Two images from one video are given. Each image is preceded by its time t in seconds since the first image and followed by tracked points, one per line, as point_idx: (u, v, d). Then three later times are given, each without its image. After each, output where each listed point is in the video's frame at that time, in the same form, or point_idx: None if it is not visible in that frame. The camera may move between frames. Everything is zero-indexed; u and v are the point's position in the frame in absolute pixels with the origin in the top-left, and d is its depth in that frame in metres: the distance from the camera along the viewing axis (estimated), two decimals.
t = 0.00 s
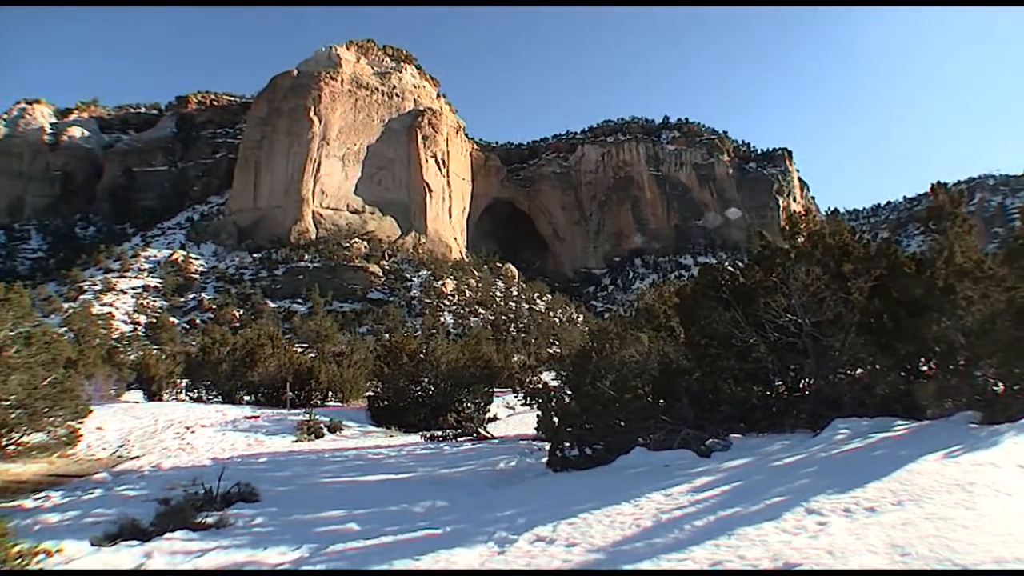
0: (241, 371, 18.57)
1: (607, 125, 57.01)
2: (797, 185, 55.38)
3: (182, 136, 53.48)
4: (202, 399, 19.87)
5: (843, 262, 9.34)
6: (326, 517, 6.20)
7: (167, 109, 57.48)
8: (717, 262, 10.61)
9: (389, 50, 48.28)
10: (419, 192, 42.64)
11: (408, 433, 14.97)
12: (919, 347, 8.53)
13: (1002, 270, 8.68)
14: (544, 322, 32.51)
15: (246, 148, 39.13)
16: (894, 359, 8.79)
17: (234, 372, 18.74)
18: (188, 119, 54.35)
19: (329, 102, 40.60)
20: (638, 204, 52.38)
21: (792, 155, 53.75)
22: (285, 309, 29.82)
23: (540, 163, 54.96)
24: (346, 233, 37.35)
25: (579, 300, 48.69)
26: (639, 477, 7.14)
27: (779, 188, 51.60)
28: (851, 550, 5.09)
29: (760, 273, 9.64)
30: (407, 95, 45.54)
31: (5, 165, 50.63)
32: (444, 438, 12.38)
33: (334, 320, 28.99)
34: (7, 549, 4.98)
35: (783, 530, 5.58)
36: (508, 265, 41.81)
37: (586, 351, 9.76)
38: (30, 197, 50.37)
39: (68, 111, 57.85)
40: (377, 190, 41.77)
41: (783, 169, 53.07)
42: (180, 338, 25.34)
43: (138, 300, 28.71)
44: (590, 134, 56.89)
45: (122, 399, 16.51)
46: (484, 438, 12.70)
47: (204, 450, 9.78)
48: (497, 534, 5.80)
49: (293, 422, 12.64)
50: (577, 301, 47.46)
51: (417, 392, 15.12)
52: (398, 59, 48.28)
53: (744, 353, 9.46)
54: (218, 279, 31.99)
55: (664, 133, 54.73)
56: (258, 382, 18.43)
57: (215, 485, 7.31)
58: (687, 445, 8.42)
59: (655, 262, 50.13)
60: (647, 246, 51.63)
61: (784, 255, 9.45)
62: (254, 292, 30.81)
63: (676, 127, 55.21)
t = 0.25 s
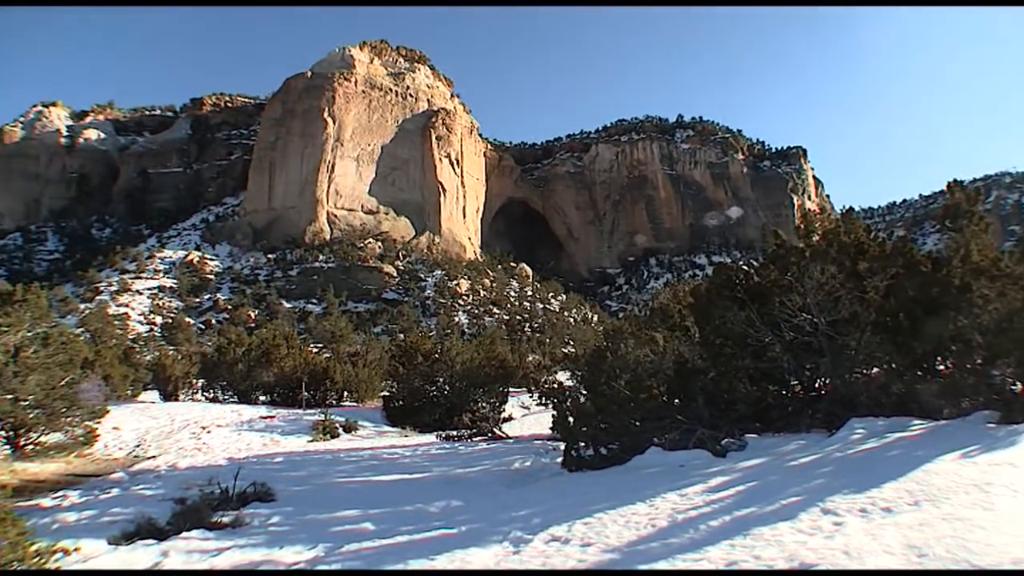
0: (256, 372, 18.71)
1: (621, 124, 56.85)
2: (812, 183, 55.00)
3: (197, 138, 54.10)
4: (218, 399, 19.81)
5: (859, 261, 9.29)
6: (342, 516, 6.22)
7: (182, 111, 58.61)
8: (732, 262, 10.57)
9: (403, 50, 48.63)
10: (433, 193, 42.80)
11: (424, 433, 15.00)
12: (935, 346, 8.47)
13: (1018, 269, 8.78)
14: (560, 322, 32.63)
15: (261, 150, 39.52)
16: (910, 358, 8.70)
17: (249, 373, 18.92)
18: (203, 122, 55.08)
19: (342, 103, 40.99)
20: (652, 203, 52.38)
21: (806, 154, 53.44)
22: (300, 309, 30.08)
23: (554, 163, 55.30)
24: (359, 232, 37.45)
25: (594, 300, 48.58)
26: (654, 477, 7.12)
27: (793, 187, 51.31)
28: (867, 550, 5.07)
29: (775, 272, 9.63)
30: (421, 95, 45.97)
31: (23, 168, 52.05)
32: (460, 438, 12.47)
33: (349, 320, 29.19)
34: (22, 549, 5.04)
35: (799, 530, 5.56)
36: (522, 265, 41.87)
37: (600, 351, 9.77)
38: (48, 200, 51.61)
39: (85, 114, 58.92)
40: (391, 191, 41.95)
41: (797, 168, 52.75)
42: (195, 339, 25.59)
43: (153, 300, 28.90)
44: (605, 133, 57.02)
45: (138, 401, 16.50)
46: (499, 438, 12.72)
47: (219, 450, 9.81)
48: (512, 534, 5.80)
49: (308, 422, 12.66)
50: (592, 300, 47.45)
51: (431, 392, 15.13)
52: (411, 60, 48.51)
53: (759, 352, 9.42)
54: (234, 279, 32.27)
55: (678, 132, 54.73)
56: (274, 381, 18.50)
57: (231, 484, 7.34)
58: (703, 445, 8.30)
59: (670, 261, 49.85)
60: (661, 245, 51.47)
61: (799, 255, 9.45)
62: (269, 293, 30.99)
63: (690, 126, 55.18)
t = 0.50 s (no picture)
0: (273, 372, 18.87)
1: (635, 123, 56.94)
2: (827, 181, 54.68)
3: (212, 139, 54.53)
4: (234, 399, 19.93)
5: (875, 260, 9.14)
6: (358, 516, 6.23)
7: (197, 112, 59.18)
8: (748, 261, 10.59)
9: (416, 51, 48.76)
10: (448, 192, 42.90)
11: (440, 432, 15.12)
12: (953, 345, 8.38)
13: None
14: (575, 321, 33.03)
15: (277, 151, 39.62)
16: (927, 356, 8.62)
17: (264, 374, 18.98)
18: (218, 123, 55.69)
19: (357, 104, 41.10)
20: (667, 203, 52.29)
21: (821, 152, 53.46)
22: (315, 309, 30.50)
23: (568, 162, 55.49)
24: (373, 233, 37.92)
25: (609, 300, 48.64)
26: (670, 476, 7.10)
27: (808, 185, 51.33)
28: (883, 551, 5.04)
29: (791, 271, 9.63)
30: (434, 95, 45.93)
31: (41, 171, 52.63)
32: (476, 438, 12.55)
33: (365, 320, 29.51)
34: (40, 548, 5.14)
35: (815, 530, 5.54)
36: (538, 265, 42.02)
37: (615, 351, 9.68)
38: (66, 201, 52.27)
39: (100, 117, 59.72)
40: (407, 191, 42.12)
41: (812, 167, 52.54)
42: (213, 339, 25.98)
43: (170, 301, 29.23)
44: (619, 132, 57.10)
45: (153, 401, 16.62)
46: (515, 438, 12.73)
47: (236, 450, 9.86)
48: (527, 534, 5.80)
49: (324, 422, 12.72)
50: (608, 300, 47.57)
51: (447, 391, 15.32)
52: (425, 60, 48.57)
53: (775, 352, 9.40)
54: (249, 280, 32.60)
55: (692, 131, 54.42)
56: (289, 381, 18.70)
57: (248, 484, 7.38)
58: (718, 444, 8.28)
59: (686, 260, 50.15)
60: (677, 245, 51.51)
61: (814, 253, 9.39)
62: (285, 293, 31.31)
63: (704, 125, 54.90)
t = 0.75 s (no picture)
0: (284, 372, 18.83)
1: (645, 123, 57.04)
2: (839, 180, 54.47)
3: (223, 139, 54.87)
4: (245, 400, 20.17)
5: (887, 259, 9.04)
6: (369, 516, 6.24)
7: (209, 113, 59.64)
8: (758, 260, 10.53)
9: (427, 51, 48.72)
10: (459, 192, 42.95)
11: (452, 432, 15.19)
12: (966, 344, 8.38)
13: None
14: (586, 321, 33.11)
15: (288, 151, 39.76)
16: (939, 356, 8.54)
17: (276, 374, 19.16)
18: (229, 124, 56.14)
19: (368, 105, 41.22)
20: (678, 202, 52.11)
21: (833, 151, 53.08)
22: (328, 310, 30.77)
23: (580, 162, 55.76)
24: (385, 233, 37.75)
25: (620, 299, 48.63)
26: (681, 476, 7.10)
27: (820, 184, 50.90)
28: (896, 551, 5.02)
29: (803, 271, 9.65)
30: (445, 96, 45.96)
31: (53, 173, 53.24)
32: (487, 437, 12.58)
33: (376, 320, 29.67)
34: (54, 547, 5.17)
35: (827, 530, 5.52)
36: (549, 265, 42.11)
37: (627, 352, 9.71)
38: (79, 203, 52.54)
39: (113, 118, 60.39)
40: (419, 192, 42.15)
41: (824, 166, 52.47)
42: (224, 339, 26.24)
43: (182, 301, 29.56)
44: (630, 131, 57.15)
45: (165, 401, 16.67)
46: (526, 438, 12.73)
47: (248, 450, 9.88)
48: (538, 534, 5.80)
49: (335, 422, 12.75)
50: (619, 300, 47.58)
51: (458, 392, 15.35)
52: (436, 61, 48.60)
53: (787, 351, 9.36)
54: (261, 280, 32.87)
55: (703, 130, 54.28)
56: (300, 382, 18.66)
57: (259, 484, 7.40)
58: (730, 444, 8.25)
59: (697, 260, 49.99)
60: (688, 244, 51.21)
61: (827, 252, 9.40)
62: (297, 294, 31.54)
63: (715, 124, 54.71)
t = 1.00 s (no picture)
0: (301, 372, 18.84)
1: (660, 121, 56.82)
2: (854, 178, 54.28)
3: (239, 141, 55.38)
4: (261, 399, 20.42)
5: (904, 258, 8.99)
6: (386, 515, 6.26)
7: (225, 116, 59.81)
8: (775, 259, 10.50)
9: (441, 52, 48.89)
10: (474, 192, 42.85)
11: (467, 431, 15.23)
12: (984, 343, 8.29)
13: None
14: (601, 322, 33.09)
15: (302, 153, 40.19)
16: (958, 356, 8.39)
17: (294, 374, 18.93)
18: (245, 126, 56.76)
19: (383, 106, 41.33)
20: (693, 201, 51.78)
21: (848, 149, 53.20)
22: (343, 310, 30.92)
23: (594, 161, 55.73)
24: (400, 234, 37.87)
25: (635, 299, 48.60)
26: (698, 475, 7.10)
27: (835, 182, 51.55)
28: (914, 552, 4.98)
29: (819, 269, 9.54)
30: (459, 96, 45.97)
31: (71, 176, 53.54)
32: (503, 437, 12.60)
33: (391, 320, 29.87)
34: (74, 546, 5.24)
35: (843, 530, 5.50)
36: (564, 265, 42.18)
37: (644, 351, 9.77)
38: (96, 205, 52.83)
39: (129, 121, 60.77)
40: (433, 192, 42.28)
41: (839, 164, 52.55)
42: (241, 340, 26.56)
43: (198, 301, 30.07)
44: (644, 130, 57.18)
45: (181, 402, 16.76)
46: (541, 437, 12.73)
47: (264, 450, 9.91)
48: (554, 534, 5.80)
49: (351, 422, 12.79)
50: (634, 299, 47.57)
51: (474, 391, 15.39)
52: (450, 61, 48.76)
53: (803, 351, 9.24)
54: (277, 282, 33.24)
55: (718, 128, 54.33)
56: (317, 382, 18.69)
57: (276, 484, 7.43)
58: (746, 443, 8.23)
59: (712, 258, 49.56)
60: (703, 243, 50.84)
61: (843, 251, 9.31)
62: (312, 295, 31.83)
63: (730, 122, 54.81)
